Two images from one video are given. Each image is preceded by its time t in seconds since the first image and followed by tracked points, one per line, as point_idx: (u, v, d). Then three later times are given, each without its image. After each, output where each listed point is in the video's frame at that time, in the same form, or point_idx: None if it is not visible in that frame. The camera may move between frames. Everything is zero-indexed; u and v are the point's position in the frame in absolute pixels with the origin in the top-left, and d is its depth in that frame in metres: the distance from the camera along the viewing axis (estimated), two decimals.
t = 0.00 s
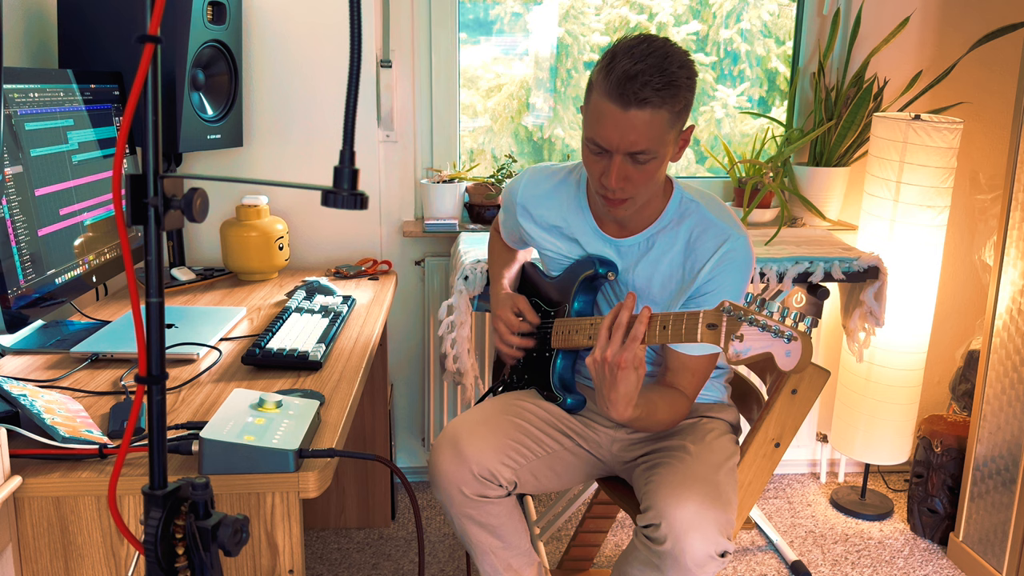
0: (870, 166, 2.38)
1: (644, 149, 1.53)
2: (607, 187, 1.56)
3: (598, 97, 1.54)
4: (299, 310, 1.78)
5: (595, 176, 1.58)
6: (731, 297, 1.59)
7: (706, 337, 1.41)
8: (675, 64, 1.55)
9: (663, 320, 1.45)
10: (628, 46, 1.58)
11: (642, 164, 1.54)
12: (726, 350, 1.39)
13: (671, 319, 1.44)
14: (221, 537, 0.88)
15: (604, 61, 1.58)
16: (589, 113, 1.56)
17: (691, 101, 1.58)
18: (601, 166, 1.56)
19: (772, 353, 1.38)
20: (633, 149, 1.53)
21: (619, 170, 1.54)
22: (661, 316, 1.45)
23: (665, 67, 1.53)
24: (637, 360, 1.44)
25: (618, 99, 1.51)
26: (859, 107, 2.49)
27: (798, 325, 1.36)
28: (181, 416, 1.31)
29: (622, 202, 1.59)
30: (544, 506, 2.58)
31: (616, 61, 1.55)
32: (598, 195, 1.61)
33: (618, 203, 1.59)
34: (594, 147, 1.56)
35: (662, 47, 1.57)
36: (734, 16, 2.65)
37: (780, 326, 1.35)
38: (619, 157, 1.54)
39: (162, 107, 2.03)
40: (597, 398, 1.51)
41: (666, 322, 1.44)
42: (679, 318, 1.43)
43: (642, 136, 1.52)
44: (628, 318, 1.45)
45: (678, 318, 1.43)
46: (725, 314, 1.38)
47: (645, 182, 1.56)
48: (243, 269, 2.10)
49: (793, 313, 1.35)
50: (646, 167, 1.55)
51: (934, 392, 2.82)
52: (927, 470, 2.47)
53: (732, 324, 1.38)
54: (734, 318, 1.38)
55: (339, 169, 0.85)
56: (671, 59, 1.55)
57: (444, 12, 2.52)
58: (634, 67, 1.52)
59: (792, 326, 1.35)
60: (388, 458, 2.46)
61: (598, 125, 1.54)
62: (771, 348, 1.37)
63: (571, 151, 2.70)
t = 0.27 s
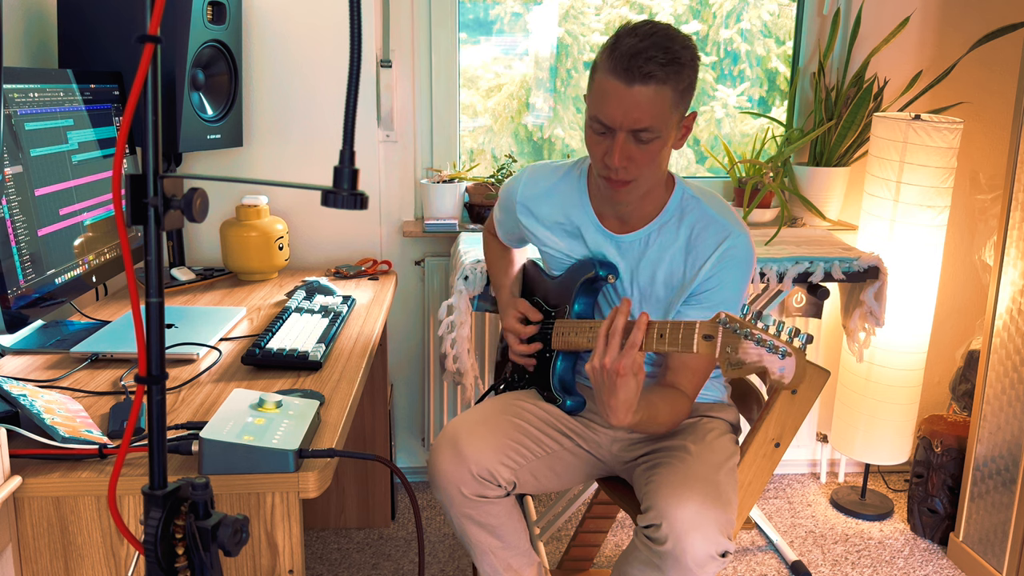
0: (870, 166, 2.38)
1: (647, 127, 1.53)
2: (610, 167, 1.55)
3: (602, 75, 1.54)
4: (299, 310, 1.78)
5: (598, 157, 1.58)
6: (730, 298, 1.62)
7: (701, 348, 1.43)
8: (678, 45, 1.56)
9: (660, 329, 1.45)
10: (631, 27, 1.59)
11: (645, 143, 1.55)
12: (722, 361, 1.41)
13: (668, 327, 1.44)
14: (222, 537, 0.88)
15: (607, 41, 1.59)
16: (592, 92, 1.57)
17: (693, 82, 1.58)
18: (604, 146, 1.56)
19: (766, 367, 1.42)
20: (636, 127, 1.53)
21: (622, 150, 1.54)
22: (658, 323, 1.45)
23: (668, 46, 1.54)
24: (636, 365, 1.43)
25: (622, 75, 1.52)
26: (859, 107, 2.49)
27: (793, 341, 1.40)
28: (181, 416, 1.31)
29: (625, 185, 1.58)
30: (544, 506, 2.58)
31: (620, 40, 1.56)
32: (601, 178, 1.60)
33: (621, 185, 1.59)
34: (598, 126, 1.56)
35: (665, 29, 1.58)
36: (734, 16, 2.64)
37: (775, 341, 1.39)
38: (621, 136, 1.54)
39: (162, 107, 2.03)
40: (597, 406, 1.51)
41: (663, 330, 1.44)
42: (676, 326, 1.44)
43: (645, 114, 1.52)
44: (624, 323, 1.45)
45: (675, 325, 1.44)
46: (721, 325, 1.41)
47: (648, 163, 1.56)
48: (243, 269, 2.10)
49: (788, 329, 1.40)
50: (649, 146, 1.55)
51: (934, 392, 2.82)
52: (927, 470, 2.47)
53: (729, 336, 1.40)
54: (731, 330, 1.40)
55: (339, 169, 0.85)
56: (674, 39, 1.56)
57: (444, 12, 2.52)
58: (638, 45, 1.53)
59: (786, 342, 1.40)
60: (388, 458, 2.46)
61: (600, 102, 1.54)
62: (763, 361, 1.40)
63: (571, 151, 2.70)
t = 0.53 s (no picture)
0: (870, 166, 2.38)
1: (637, 171, 1.53)
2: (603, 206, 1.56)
3: (590, 121, 1.53)
4: (299, 310, 1.78)
5: (591, 194, 1.58)
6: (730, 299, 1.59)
7: (708, 328, 1.41)
8: (666, 84, 1.54)
9: (665, 313, 1.44)
10: (618, 65, 1.57)
11: (636, 184, 1.54)
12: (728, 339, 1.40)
13: (673, 313, 1.43)
14: (222, 537, 0.88)
15: (594, 82, 1.57)
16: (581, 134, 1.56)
17: (683, 119, 1.57)
18: (596, 185, 1.56)
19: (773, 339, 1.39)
20: (625, 171, 1.52)
21: (614, 191, 1.54)
22: (663, 309, 1.44)
23: (655, 89, 1.52)
24: (638, 355, 1.44)
25: (608, 122, 1.50)
26: (859, 107, 2.49)
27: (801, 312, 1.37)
28: (181, 416, 1.31)
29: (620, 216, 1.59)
30: (544, 506, 2.58)
31: (606, 84, 1.54)
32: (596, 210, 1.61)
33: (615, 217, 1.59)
34: (588, 167, 1.56)
35: (653, 67, 1.55)
36: (734, 16, 2.65)
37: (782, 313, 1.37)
38: (612, 179, 1.53)
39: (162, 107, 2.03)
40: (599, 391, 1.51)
41: (668, 315, 1.43)
42: (680, 311, 1.42)
43: (634, 157, 1.52)
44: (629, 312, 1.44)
45: (680, 311, 1.42)
46: (727, 305, 1.39)
47: (640, 199, 1.56)
48: (243, 269, 2.10)
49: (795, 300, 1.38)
50: (640, 186, 1.55)
51: (934, 392, 2.82)
52: (927, 470, 2.47)
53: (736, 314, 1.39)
54: (738, 308, 1.38)
55: (339, 169, 0.85)
56: (661, 80, 1.54)
57: (444, 13, 2.52)
58: (624, 90, 1.51)
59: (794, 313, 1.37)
60: (389, 458, 2.46)
61: (589, 147, 1.54)
62: (772, 336, 1.38)
63: (571, 151, 2.71)
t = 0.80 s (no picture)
0: (870, 167, 2.38)
1: (639, 155, 1.52)
2: (603, 192, 1.55)
3: (593, 103, 1.53)
4: (299, 310, 1.78)
5: (591, 181, 1.58)
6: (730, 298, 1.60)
7: (704, 336, 1.41)
8: (670, 70, 1.54)
9: (662, 319, 1.44)
10: (623, 50, 1.58)
11: (638, 169, 1.54)
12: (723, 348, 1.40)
13: (670, 318, 1.43)
14: (221, 537, 0.88)
15: (598, 66, 1.57)
16: (584, 118, 1.56)
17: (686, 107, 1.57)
18: (597, 170, 1.56)
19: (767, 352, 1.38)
20: (628, 155, 1.52)
21: (615, 176, 1.54)
22: (660, 315, 1.44)
23: (660, 73, 1.53)
24: (636, 360, 1.44)
25: (613, 104, 1.51)
26: (859, 107, 2.49)
27: (795, 325, 1.36)
28: (181, 416, 1.31)
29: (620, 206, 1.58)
30: (544, 506, 2.58)
31: (611, 67, 1.55)
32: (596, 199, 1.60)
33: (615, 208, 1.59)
34: (590, 152, 1.56)
35: (658, 53, 1.56)
36: (734, 16, 2.65)
37: (776, 325, 1.36)
38: (614, 163, 1.53)
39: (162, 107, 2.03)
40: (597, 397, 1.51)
41: (665, 321, 1.44)
42: (677, 317, 1.43)
43: (637, 141, 1.52)
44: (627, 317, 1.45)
45: (676, 317, 1.43)
46: (723, 313, 1.39)
47: (642, 186, 1.56)
48: (243, 269, 2.10)
49: (790, 313, 1.36)
50: (641, 172, 1.55)
51: (934, 392, 2.82)
52: (927, 470, 2.48)
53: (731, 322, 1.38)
54: (733, 317, 1.38)
55: (339, 169, 0.85)
56: (666, 65, 1.55)
57: (444, 13, 2.52)
58: (629, 73, 1.51)
59: (788, 326, 1.36)
60: (388, 458, 2.45)
61: (592, 130, 1.54)
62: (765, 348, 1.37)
63: (571, 151, 2.71)
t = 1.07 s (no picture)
0: (870, 167, 2.38)
1: (644, 133, 1.52)
2: (607, 172, 1.55)
3: (600, 79, 1.54)
4: (299, 310, 1.78)
5: (595, 162, 1.58)
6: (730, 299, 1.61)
7: (704, 337, 1.41)
8: (676, 51, 1.55)
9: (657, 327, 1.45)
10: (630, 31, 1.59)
11: (643, 149, 1.54)
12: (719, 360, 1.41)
13: (666, 326, 1.44)
14: (221, 537, 0.88)
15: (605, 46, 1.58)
16: (590, 96, 1.56)
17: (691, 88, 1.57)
18: (601, 150, 1.56)
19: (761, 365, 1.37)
20: (633, 132, 1.52)
21: (619, 155, 1.54)
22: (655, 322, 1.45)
23: (666, 51, 1.54)
24: (636, 365, 1.43)
25: (619, 80, 1.51)
26: (859, 107, 2.49)
27: (788, 341, 1.35)
28: (181, 416, 1.31)
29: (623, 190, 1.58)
30: (544, 506, 2.58)
31: (618, 45, 1.56)
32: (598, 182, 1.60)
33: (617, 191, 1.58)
34: (595, 131, 1.56)
35: (664, 34, 1.57)
36: (734, 16, 2.65)
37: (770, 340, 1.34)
38: (619, 141, 1.53)
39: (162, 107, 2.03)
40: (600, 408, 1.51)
41: (661, 329, 1.44)
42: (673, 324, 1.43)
43: (642, 119, 1.52)
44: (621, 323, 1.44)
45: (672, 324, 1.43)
46: (718, 325, 1.40)
47: (646, 168, 1.56)
48: (243, 269, 2.10)
49: (784, 329, 1.36)
50: (646, 152, 1.54)
51: (934, 392, 2.82)
52: (927, 470, 2.48)
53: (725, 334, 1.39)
54: (727, 329, 1.39)
55: (339, 169, 0.85)
56: (672, 45, 1.56)
57: (444, 13, 2.52)
58: (636, 50, 1.52)
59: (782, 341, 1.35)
60: (388, 457, 2.45)
61: (598, 107, 1.54)
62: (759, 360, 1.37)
63: (571, 151, 2.71)
